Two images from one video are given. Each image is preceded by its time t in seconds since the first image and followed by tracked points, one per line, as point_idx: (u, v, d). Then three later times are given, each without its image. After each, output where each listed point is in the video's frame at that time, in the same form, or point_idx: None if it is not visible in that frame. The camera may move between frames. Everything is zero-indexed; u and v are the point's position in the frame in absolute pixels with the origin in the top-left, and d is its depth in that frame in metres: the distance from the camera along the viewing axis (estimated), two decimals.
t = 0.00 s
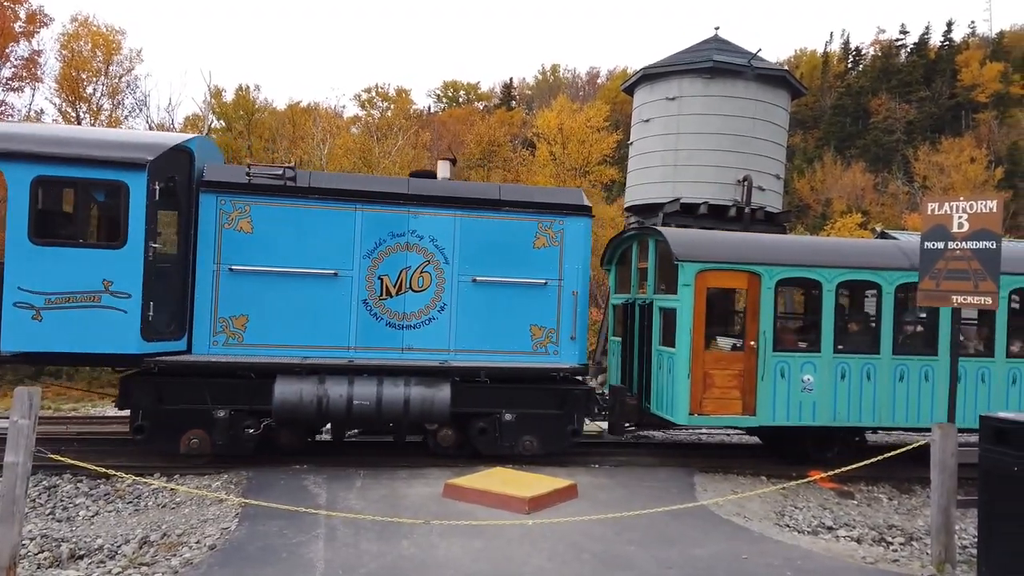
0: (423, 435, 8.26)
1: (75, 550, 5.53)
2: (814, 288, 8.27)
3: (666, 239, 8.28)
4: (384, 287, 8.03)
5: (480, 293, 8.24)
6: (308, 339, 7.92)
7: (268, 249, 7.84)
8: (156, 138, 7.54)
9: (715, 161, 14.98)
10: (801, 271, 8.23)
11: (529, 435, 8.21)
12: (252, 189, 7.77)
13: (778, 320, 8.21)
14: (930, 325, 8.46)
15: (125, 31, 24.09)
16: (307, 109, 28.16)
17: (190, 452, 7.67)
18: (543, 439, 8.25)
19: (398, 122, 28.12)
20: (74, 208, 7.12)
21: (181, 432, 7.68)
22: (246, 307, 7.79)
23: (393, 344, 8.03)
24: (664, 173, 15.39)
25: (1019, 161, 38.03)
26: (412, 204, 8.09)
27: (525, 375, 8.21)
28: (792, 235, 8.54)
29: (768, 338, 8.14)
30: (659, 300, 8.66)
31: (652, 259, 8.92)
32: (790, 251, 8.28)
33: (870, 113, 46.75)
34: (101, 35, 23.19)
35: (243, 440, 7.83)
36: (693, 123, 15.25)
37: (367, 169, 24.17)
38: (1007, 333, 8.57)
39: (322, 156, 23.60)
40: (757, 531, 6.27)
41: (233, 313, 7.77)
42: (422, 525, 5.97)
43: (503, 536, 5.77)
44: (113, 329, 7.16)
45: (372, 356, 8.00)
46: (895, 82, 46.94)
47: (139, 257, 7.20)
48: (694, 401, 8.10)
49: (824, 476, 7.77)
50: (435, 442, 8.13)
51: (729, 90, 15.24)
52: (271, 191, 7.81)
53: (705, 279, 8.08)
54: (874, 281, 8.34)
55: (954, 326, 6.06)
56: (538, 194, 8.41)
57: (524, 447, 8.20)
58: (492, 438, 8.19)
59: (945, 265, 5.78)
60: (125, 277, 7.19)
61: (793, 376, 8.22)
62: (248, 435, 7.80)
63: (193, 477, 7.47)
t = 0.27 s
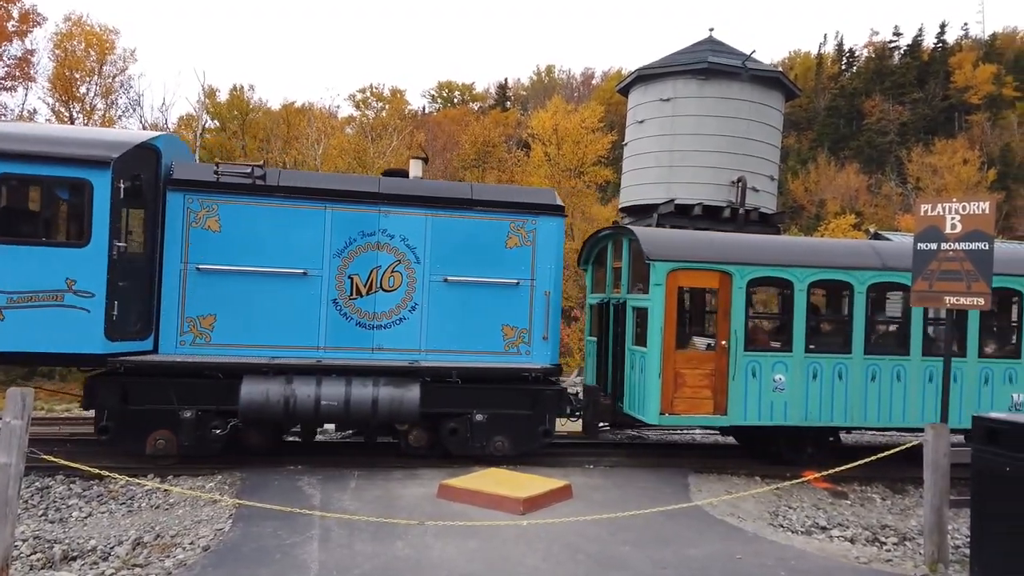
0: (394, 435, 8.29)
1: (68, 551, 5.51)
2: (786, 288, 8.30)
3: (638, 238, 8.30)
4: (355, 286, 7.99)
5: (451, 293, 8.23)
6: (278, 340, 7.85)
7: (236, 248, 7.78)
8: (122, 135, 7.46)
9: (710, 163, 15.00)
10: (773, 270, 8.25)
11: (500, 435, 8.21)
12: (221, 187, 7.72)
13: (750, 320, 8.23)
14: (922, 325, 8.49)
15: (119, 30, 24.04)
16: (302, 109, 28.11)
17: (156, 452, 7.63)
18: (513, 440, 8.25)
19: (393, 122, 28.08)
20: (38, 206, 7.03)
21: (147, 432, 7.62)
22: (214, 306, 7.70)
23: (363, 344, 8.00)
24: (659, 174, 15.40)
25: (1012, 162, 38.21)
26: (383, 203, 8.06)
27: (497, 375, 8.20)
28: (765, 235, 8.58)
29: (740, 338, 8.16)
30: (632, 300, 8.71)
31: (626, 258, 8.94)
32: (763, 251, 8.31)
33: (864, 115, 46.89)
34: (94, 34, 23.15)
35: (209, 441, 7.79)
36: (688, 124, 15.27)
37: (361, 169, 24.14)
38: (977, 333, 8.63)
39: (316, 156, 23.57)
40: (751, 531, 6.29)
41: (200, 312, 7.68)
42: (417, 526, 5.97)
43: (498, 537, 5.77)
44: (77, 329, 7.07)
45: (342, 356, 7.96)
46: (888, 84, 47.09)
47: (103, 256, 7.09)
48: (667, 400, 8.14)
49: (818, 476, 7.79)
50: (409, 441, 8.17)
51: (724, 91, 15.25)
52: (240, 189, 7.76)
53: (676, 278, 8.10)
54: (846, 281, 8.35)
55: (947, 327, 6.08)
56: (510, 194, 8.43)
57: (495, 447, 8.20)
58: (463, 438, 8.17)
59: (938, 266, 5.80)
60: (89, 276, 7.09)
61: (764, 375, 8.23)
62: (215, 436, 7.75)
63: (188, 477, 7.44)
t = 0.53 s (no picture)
0: (365, 434, 8.29)
1: (60, 552, 5.49)
2: (757, 288, 8.31)
3: (609, 237, 8.32)
4: (323, 286, 7.91)
5: (420, 293, 8.17)
6: (245, 340, 7.79)
7: (203, 247, 7.71)
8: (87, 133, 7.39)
9: (703, 164, 15.03)
10: (744, 269, 8.27)
11: (471, 435, 8.17)
12: (188, 185, 7.67)
13: (721, 319, 8.24)
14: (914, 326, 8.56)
15: (112, 30, 24.01)
16: (296, 109, 28.08)
17: (121, 453, 7.56)
18: (484, 440, 8.21)
19: (387, 122, 28.02)
20: None
21: (111, 432, 7.57)
22: (180, 306, 7.65)
23: (332, 344, 7.93)
24: (653, 174, 15.42)
25: (1003, 163, 38.40)
26: (353, 202, 7.98)
27: (467, 375, 8.14)
28: (739, 234, 8.59)
29: (711, 337, 8.18)
30: (605, 299, 8.73)
31: (600, 257, 8.92)
32: (734, 250, 8.33)
33: (857, 116, 47.07)
34: (87, 33, 23.11)
35: (175, 441, 7.73)
36: (681, 125, 15.31)
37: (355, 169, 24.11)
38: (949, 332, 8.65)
39: (310, 156, 23.55)
40: (745, 531, 6.30)
41: (166, 312, 7.63)
42: (411, 526, 5.96)
43: (492, 537, 5.77)
44: (39, 328, 6.98)
45: (310, 356, 7.88)
46: (881, 85, 47.27)
47: (65, 254, 7.00)
48: (637, 400, 8.17)
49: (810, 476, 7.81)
50: (381, 441, 8.21)
51: (717, 92, 15.28)
52: (207, 188, 7.70)
53: (647, 277, 8.11)
54: (817, 280, 8.39)
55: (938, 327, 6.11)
56: (481, 193, 8.37)
57: (466, 447, 8.16)
58: (432, 439, 8.13)
59: (930, 267, 5.83)
60: (51, 275, 7.00)
61: (735, 375, 8.25)
62: (181, 436, 7.70)
63: (181, 479, 7.41)
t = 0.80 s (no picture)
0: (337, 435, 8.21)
1: (53, 554, 5.46)
2: (728, 288, 8.34)
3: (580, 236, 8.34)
4: (293, 285, 7.90)
5: (391, 292, 8.16)
6: (213, 339, 7.76)
7: (170, 246, 7.69)
8: (51, 129, 7.27)
9: (697, 165, 15.06)
10: (714, 268, 8.30)
11: (442, 436, 8.10)
12: (154, 183, 7.64)
13: (692, 318, 8.26)
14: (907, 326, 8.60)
15: (106, 29, 23.99)
16: (290, 109, 28.05)
17: (85, 454, 7.47)
18: (455, 441, 8.14)
19: (382, 123, 28.02)
20: None
21: (76, 433, 7.49)
22: (147, 305, 7.62)
23: (301, 344, 7.91)
24: (648, 175, 15.41)
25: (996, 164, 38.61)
26: (322, 201, 7.98)
27: (437, 375, 8.13)
28: (709, 234, 8.63)
29: (681, 336, 8.20)
30: (577, 298, 8.73)
31: (573, 257, 8.93)
32: (705, 249, 8.37)
33: (850, 117, 47.25)
34: (80, 33, 23.07)
35: (140, 442, 7.65)
36: (676, 126, 15.34)
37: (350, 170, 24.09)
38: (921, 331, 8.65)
39: (304, 156, 23.54)
40: (739, 531, 6.32)
41: (132, 311, 7.61)
42: (406, 527, 5.96)
43: (487, 538, 5.77)
44: None
45: (279, 356, 7.86)
46: (875, 87, 47.44)
47: (27, 253, 6.84)
48: (607, 400, 8.17)
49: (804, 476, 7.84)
50: (352, 442, 8.12)
51: (712, 93, 15.32)
52: (173, 187, 7.68)
53: (618, 276, 8.13)
54: (788, 280, 8.43)
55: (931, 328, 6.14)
56: (452, 192, 8.37)
57: (437, 448, 8.09)
58: (403, 439, 8.07)
59: (923, 268, 5.86)
60: (12, 273, 6.83)
61: (707, 374, 8.26)
62: (146, 436, 7.62)
63: (173, 480, 7.39)
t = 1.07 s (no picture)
0: (308, 436, 8.13)
1: (48, 555, 5.45)
2: (702, 287, 8.35)
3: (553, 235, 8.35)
4: (263, 285, 7.84)
5: (362, 292, 8.10)
6: (181, 338, 7.69)
7: (138, 245, 7.63)
8: (16, 127, 7.23)
9: (693, 166, 15.09)
10: (687, 268, 8.30)
11: (414, 436, 8.02)
12: (121, 181, 7.58)
13: (665, 318, 8.27)
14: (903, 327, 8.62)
15: (101, 29, 23.98)
16: (286, 109, 28.03)
17: (51, 454, 7.50)
18: (427, 441, 8.06)
19: (377, 123, 27.98)
20: None
21: (42, 433, 7.49)
22: (114, 304, 7.55)
23: (271, 344, 7.84)
24: (643, 177, 15.46)
25: (990, 166, 38.75)
26: (293, 199, 7.92)
27: (408, 375, 8.06)
28: (684, 233, 8.63)
29: (654, 336, 8.21)
30: (552, 298, 8.71)
31: (548, 257, 8.91)
32: (679, 249, 8.37)
33: (845, 119, 47.38)
34: (75, 32, 23.05)
35: (106, 443, 7.62)
36: (672, 127, 15.37)
37: (346, 170, 24.08)
38: (895, 331, 8.68)
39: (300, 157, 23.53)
40: (735, 531, 6.34)
41: (99, 311, 7.53)
42: (402, 528, 5.96)
43: (483, 538, 5.77)
44: None
45: (248, 356, 7.78)
46: (870, 88, 47.58)
47: None
48: (579, 400, 8.14)
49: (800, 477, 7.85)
50: (323, 443, 8.03)
51: (708, 95, 15.35)
52: (141, 185, 7.62)
53: (591, 275, 8.14)
54: (762, 280, 8.45)
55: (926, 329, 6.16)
56: (425, 190, 8.32)
57: (409, 449, 8.02)
58: (374, 440, 7.99)
59: (918, 269, 5.87)
60: None
61: (680, 374, 8.27)
62: (111, 437, 7.59)
63: (169, 481, 7.39)
